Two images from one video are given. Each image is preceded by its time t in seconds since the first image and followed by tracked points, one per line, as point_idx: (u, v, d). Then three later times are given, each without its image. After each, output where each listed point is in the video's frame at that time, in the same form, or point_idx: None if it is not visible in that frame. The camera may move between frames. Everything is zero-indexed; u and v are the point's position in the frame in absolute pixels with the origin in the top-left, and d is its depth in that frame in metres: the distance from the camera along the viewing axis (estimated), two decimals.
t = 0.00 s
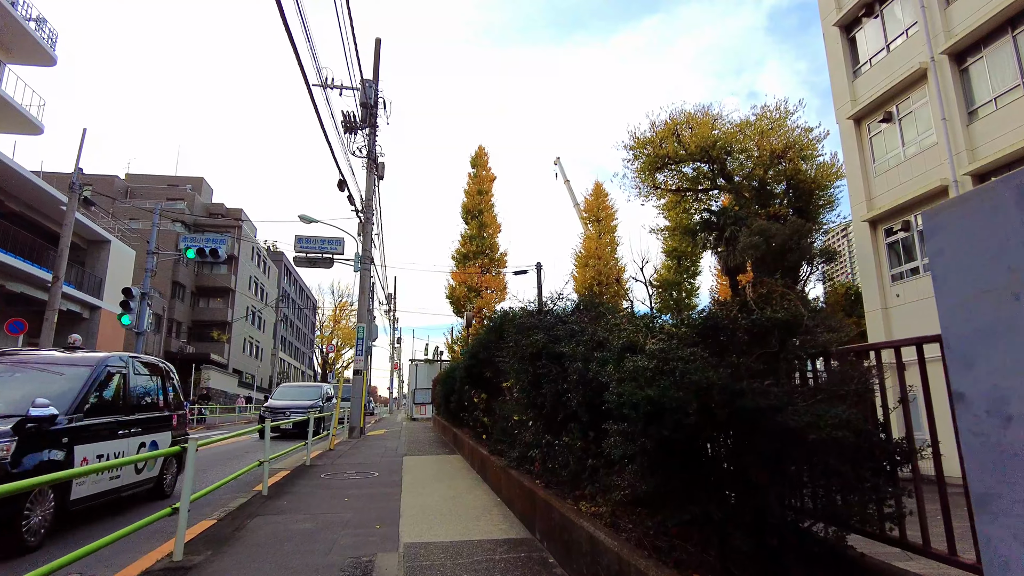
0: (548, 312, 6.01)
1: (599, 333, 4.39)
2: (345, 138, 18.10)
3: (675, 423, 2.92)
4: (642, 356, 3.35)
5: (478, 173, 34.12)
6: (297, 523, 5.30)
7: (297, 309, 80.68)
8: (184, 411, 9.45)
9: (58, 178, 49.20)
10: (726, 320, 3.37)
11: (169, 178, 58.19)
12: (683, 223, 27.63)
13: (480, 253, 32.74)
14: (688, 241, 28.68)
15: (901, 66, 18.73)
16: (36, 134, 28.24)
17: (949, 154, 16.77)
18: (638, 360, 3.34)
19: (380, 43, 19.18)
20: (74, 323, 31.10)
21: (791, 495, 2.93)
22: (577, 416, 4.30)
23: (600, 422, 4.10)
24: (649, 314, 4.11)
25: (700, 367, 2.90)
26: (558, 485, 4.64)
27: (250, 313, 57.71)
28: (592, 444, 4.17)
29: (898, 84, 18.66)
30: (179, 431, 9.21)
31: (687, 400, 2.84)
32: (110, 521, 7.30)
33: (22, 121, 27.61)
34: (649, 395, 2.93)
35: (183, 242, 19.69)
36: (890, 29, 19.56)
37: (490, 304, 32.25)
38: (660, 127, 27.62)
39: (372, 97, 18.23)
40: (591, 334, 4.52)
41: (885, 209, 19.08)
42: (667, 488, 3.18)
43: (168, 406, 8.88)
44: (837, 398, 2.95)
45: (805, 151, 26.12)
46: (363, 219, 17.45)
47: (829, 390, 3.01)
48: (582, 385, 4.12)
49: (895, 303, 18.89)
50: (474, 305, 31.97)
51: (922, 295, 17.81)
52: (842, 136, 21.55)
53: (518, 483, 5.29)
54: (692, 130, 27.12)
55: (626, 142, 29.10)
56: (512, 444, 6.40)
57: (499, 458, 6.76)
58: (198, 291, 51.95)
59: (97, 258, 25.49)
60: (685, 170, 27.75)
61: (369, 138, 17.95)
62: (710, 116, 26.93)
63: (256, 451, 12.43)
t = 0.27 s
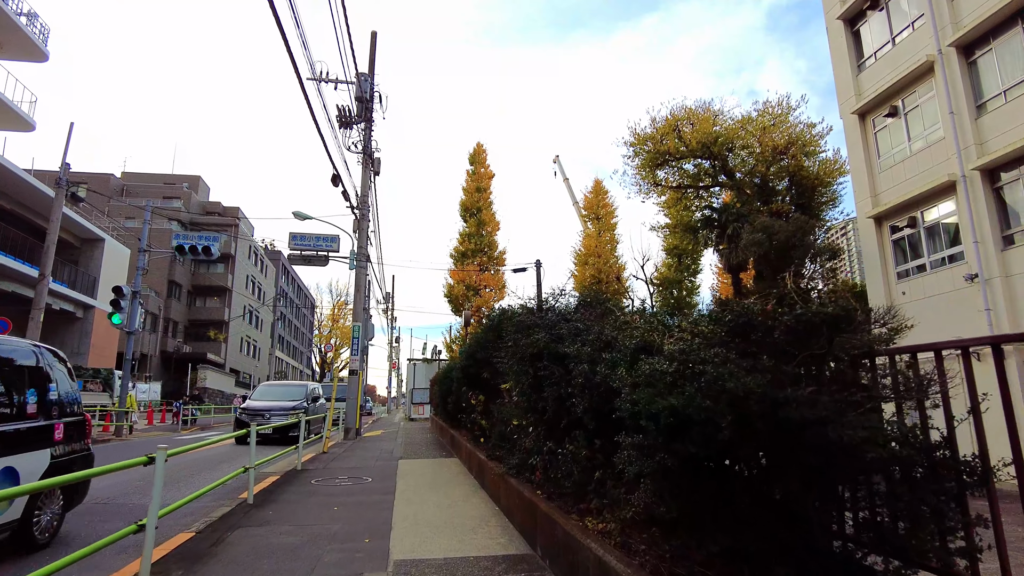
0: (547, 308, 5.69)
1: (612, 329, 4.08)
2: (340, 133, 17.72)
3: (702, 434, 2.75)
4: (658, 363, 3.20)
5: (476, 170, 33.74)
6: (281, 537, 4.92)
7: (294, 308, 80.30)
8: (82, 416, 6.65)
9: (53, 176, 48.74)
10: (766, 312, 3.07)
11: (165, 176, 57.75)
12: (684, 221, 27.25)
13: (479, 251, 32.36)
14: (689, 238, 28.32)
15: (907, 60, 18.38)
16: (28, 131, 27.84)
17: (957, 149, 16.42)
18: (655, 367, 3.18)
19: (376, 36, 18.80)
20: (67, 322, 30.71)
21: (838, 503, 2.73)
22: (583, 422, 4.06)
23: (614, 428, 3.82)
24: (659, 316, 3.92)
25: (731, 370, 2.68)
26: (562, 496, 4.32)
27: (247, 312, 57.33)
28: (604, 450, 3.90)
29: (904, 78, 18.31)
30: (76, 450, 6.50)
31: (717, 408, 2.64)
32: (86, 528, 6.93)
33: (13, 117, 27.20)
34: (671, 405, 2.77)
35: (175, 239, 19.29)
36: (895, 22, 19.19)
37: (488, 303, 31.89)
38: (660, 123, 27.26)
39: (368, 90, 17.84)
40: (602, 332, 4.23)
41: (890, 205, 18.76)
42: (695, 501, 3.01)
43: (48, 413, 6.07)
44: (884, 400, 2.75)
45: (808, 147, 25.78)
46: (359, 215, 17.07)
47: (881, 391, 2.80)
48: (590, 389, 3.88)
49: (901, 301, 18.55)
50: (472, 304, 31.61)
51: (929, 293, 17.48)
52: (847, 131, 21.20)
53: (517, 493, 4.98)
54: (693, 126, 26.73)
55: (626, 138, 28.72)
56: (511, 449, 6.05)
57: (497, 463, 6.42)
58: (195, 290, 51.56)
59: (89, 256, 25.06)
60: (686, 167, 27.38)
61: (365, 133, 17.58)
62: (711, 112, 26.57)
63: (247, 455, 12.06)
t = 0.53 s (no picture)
0: (547, 301, 5.42)
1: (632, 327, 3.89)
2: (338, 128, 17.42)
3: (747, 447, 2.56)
4: (683, 365, 3.01)
5: (476, 168, 33.43)
6: (268, 547, 4.59)
7: (293, 307, 80.03)
8: None
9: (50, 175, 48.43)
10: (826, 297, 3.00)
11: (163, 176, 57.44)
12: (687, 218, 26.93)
13: (479, 249, 32.05)
14: (692, 236, 27.97)
15: (915, 54, 18.07)
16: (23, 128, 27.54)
17: (966, 143, 16.10)
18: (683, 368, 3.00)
19: (374, 30, 18.49)
20: (63, 321, 30.38)
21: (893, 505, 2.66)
22: (597, 425, 3.85)
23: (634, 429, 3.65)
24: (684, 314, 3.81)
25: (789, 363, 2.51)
26: (571, 504, 4.04)
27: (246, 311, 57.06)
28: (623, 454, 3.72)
29: (912, 72, 17.99)
30: None
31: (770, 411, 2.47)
32: (61, 532, 6.58)
33: (8, 114, 26.90)
34: (709, 402, 2.56)
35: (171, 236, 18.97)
36: (902, 15, 18.87)
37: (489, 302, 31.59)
38: (662, 119, 26.94)
39: (367, 85, 17.57)
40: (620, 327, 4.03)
41: (897, 202, 18.45)
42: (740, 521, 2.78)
43: None
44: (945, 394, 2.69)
45: (812, 143, 25.46)
46: (357, 211, 16.79)
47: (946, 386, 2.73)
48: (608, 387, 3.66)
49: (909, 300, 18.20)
50: (472, 303, 31.33)
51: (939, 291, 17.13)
52: (853, 127, 20.90)
53: (521, 498, 4.71)
54: (695, 122, 26.42)
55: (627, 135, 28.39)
56: (514, 451, 5.77)
57: (498, 466, 6.14)
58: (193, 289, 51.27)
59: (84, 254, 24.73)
60: (689, 164, 27.06)
61: (363, 128, 17.29)
62: (714, 108, 26.25)
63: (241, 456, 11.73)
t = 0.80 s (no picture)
0: (551, 296, 5.09)
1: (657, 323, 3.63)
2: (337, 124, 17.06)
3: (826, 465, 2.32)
4: (730, 366, 2.79)
5: (478, 166, 33.08)
6: (252, 564, 4.21)
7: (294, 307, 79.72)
8: None
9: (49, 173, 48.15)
10: (917, 286, 2.79)
11: (163, 175, 57.17)
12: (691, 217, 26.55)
13: (480, 248, 31.69)
14: (696, 235, 27.57)
15: (925, 48, 17.70)
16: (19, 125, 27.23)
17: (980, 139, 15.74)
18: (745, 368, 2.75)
19: (374, 23, 18.15)
20: (59, 320, 30.03)
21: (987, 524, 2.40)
22: (614, 433, 3.55)
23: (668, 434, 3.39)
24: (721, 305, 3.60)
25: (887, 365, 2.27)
26: (588, 521, 3.74)
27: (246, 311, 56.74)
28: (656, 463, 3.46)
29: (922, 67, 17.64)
30: None
31: (859, 424, 2.25)
32: (35, 540, 6.19)
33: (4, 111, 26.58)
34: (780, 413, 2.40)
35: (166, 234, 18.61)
36: (913, 9, 18.48)
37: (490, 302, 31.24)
38: (666, 117, 26.59)
39: (366, 79, 17.23)
40: (641, 325, 3.76)
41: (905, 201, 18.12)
42: (806, 548, 2.52)
43: None
44: None
45: (818, 141, 25.04)
46: (356, 208, 16.44)
47: None
48: (629, 391, 3.38)
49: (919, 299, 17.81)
50: (473, 303, 30.98)
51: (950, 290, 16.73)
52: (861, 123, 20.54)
53: (527, 510, 4.38)
54: (700, 120, 26.07)
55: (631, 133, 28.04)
56: (518, 458, 5.43)
57: (501, 473, 5.79)
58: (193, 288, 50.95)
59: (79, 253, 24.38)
60: (693, 162, 26.69)
61: (362, 123, 16.93)
62: (719, 106, 25.89)
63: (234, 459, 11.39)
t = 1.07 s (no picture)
0: (555, 286, 4.74)
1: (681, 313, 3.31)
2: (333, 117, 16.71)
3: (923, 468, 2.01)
4: (775, 355, 2.50)
5: (477, 163, 32.73)
6: (229, 575, 3.86)
7: (293, 306, 79.37)
8: None
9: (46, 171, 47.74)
10: (1012, 244, 2.82)
11: (162, 173, 56.87)
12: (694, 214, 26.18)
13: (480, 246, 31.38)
14: (698, 233, 27.22)
15: (933, 41, 17.37)
16: (13, 121, 26.87)
17: (991, 133, 15.41)
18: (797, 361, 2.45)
19: (371, 15, 17.80)
20: (54, 319, 29.66)
21: None
22: (627, 434, 3.23)
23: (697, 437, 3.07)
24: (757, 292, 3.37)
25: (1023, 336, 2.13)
26: (599, 532, 3.41)
27: (245, 310, 56.40)
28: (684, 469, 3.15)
29: (931, 60, 17.29)
30: None
31: (972, 423, 1.99)
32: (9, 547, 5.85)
33: None
34: (867, 405, 2.05)
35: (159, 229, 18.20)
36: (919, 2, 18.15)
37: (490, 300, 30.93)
38: (668, 113, 26.26)
39: (363, 72, 16.88)
40: (663, 314, 3.42)
41: (913, 196, 17.83)
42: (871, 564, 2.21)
43: None
44: None
45: (823, 136, 24.66)
46: (352, 203, 16.09)
47: None
48: (646, 389, 3.03)
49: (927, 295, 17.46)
50: (473, 301, 30.67)
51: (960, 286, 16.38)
52: (867, 118, 20.20)
53: (529, 517, 4.04)
54: (702, 116, 25.74)
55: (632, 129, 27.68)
56: (518, 460, 5.11)
57: (500, 476, 5.45)
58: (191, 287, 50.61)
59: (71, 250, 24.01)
60: (696, 158, 26.32)
61: (359, 116, 16.59)
62: (721, 101, 25.56)
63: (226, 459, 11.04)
